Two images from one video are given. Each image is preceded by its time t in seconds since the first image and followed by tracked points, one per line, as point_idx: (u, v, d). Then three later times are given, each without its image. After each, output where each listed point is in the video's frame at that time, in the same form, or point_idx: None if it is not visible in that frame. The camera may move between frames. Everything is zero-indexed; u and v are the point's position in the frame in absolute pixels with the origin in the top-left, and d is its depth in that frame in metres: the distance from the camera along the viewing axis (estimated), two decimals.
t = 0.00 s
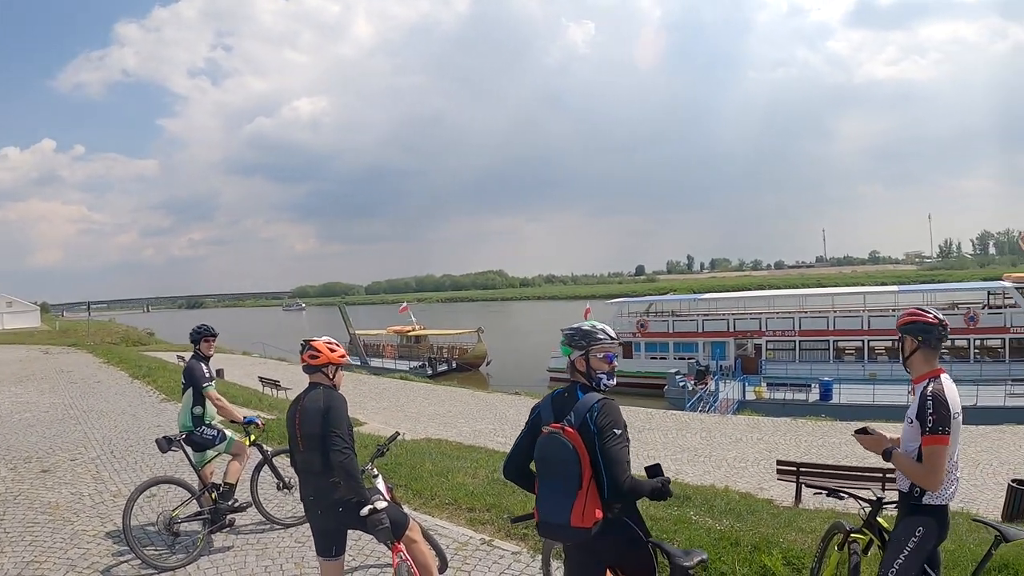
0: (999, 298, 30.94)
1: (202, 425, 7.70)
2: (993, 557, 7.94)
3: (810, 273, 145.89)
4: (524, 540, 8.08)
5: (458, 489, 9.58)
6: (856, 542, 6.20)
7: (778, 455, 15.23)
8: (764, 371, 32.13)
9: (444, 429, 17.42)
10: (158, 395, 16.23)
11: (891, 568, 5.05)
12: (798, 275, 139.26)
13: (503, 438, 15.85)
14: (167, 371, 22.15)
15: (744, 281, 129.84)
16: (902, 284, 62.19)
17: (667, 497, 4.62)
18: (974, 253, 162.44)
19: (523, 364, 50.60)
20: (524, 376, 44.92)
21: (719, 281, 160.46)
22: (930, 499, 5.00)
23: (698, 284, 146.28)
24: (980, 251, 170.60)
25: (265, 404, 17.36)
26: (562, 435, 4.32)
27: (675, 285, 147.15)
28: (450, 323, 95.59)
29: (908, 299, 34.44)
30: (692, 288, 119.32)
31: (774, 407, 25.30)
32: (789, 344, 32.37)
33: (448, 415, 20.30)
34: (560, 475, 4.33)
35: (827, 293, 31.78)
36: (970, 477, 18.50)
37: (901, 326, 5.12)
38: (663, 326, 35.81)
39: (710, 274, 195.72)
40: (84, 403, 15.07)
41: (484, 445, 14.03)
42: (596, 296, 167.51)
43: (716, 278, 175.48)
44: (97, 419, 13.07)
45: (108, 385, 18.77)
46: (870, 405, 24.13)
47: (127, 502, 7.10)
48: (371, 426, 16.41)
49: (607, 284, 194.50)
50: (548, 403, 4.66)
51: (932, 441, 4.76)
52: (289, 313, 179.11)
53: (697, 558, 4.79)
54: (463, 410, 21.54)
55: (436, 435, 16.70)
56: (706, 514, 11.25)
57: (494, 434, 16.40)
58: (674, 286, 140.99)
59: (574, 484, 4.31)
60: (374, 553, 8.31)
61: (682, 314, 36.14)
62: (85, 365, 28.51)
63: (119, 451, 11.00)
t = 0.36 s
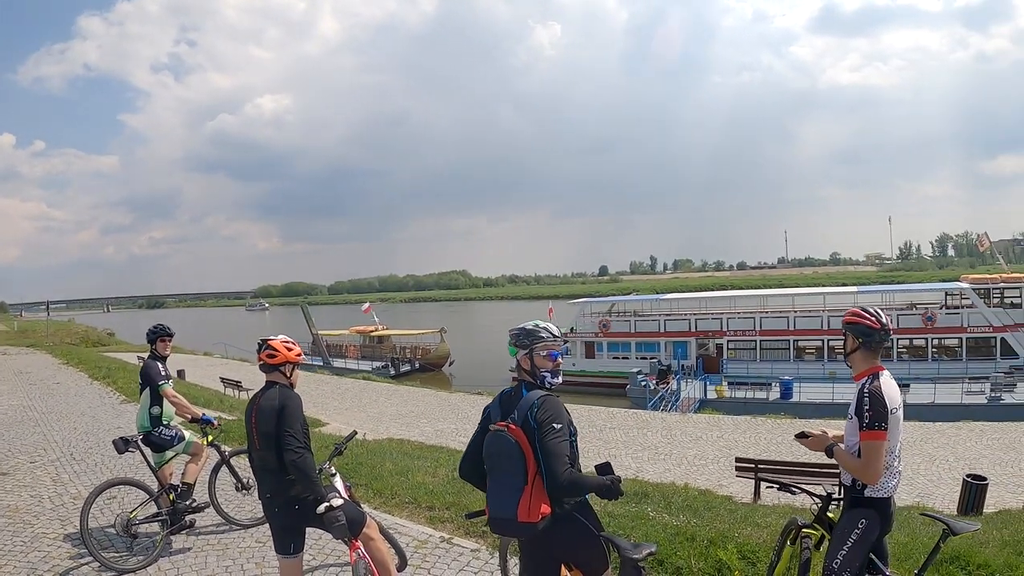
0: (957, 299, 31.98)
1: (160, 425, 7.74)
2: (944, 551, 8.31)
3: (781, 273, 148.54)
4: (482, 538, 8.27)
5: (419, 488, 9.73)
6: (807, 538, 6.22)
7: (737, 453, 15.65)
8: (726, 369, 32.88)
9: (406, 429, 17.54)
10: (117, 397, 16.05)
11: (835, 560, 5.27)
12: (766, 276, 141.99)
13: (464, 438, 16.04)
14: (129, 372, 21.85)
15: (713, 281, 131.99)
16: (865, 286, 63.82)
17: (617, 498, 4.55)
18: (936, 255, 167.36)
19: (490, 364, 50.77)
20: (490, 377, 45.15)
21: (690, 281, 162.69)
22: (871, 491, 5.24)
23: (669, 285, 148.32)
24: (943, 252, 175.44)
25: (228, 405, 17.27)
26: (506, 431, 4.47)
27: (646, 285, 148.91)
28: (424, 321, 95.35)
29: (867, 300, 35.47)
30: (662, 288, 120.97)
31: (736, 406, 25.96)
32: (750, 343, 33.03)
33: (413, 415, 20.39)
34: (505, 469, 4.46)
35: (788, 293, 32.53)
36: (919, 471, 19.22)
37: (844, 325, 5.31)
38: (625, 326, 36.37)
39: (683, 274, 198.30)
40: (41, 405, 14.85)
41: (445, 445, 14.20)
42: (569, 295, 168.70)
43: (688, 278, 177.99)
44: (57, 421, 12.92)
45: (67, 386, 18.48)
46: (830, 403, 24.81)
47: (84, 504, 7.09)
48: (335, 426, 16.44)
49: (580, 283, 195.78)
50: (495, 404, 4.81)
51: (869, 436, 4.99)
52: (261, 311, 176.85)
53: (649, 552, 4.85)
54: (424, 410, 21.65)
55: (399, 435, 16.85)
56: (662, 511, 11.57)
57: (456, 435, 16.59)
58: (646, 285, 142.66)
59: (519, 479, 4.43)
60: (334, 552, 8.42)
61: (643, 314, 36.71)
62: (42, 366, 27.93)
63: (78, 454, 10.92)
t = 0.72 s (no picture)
0: (958, 298, 31.94)
1: (162, 427, 7.74)
2: (945, 552, 8.28)
3: (781, 272, 148.46)
4: (483, 539, 8.28)
5: (420, 489, 9.74)
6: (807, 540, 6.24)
7: (738, 453, 15.65)
8: (727, 369, 32.92)
9: (408, 430, 17.58)
10: (119, 398, 16.09)
11: (835, 564, 5.27)
12: (767, 275, 142.01)
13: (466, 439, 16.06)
14: (129, 373, 21.84)
15: (714, 281, 131.97)
16: (866, 286, 63.75)
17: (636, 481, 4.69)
18: (937, 255, 167.35)
19: (491, 364, 50.83)
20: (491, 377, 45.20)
21: (691, 281, 162.71)
22: (872, 495, 5.24)
23: (670, 285, 148.34)
24: (944, 251, 175.30)
25: (229, 405, 17.29)
26: (502, 438, 4.43)
27: (647, 284, 148.96)
28: (424, 322, 95.31)
29: (867, 299, 35.47)
30: (663, 288, 121.02)
31: (737, 406, 25.99)
32: (751, 343, 33.04)
33: (413, 415, 20.41)
34: (502, 475, 4.43)
35: (788, 293, 32.55)
36: (919, 471, 19.22)
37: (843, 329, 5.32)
38: (626, 326, 36.41)
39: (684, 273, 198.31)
40: (44, 406, 14.90)
41: (446, 446, 14.22)
42: (570, 295, 168.74)
43: (689, 278, 178.01)
44: (59, 422, 12.94)
45: (69, 388, 18.52)
46: (831, 402, 24.79)
47: (88, 505, 7.10)
48: (336, 428, 16.46)
49: (581, 283, 195.78)
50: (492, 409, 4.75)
51: (868, 441, 4.99)
52: (262, 312, 176.98)
53: (647, 553, 4.83)
54: (426, 411, 21.71)
55: (400, 436, 16.89)
56: (662, 511, 11.59)
57: (457, 436, 16.61)
58: (646, 285, 142.74)
59: (517, 485, 4.40)
60: (336, 553, 8.43)
61: (644, 315, 36.75)
62: (44, 368, 28.00)
63: (80, 455, 10.94)
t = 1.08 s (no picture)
0: (965, 297, 31.73)
1: (167, 425, 7.74)
2: (953, 552, 8.20)
3: (786, 272, 147.99)
4: (489, 539, 8.24)
5: (426, 488, 9.72)
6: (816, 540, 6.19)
7: (745, 453, 15.58)
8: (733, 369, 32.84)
9: (414, 429, 17.59)
10: (126, 398, 16.13)
11: (847, 566, 5.21)
12: (772, 275, 141.70)
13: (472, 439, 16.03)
14: (136, 372, 21.92)
15: (719, 281, 131.76)
16: (873, 284, 63.27)
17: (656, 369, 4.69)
18: (943, 255, 166.74)
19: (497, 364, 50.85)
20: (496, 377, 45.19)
21: (696, 280, 162.47)
22: (883, 496, 5.19)
23: (675, 285, 148.11)
24: (950, 249, 174.35)
25: (235, 405, 17.33)
26: (512, 440, 4.36)
27: (652, 284, 148.79)
28: (429, 321, 95.38)
29: (874, 298, 35.31)
30: (668, 288, 120.92)
31: (743, 405, 25.90)
32: (757, 342, 32.92)
33: (419, 415, 20.41)
34: (515, 477, 4.35)
35: (795, 292, 32.44)
36: (928, 471, 19.10)
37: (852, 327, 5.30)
38: (632, 325, 36.38)
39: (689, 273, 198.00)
40: (52, 406, 14.95)
41: (453, 446, 14.19)
42: (575, 295, 168.68)
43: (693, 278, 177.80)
44: (65, 422, 12.96)
45: (77, 388, 18.59)
46: (837, 402, 24.66)
47: (94, 504, 7.12)
48: (342, 427, 16.46)
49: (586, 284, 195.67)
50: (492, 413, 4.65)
51: (879, 442, 4.95)
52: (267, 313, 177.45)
53: (653, 553, 4.79)
54: (432, 410, 21.71)
55: (406, 435, 16.88)
56: (669, 511, 11.53)
57: (463, 435, 16.59)
58: (651, 285, 142.56)
59: (530, 485, 4.34)
60: (342, 552, 8.41)
61: (650, 314, 36.71)
62: (51, 367, 28.10)
63: (86, 455, 10.95)
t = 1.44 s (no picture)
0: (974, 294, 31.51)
1: (175, 423, 7.72)
2: (969, 549, 8.12)
3: (792, 269, 147.39)
4: (501, 537, 8.18)
5: (437, 486, 9.68)
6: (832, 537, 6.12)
7: (756, 450, 15.48)
8: (742, 367, 32.74)
9: (423, 427, 17.53)
10: (135, 397, 16.11)
11: (863, 563, 5.14)
12: (778, 273, 141.31)
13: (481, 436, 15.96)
14: (146, 370, 21.95)
15: (725, 280, 131.50)
16: (880, 281, 62.90)
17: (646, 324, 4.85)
18: (950, 252, 166.05)
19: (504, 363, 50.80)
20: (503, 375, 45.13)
21: (701, 278, 162.17)
22: (899, 493, 5.11)
23: (680, 283, 147.93)
24: (957, 246, 173.40)
25: (244, 404, 17.31)
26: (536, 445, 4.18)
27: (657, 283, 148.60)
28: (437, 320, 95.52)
29: (882, 295, 35.11)
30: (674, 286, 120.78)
31: (752, 403, 25.77)
32: (766, 340, 32.77)
33: (428, 412, 20.38)
34: (538, 482, 4.17)
35: (803, 290, 32.30)
36: (940, 469, 18.95)
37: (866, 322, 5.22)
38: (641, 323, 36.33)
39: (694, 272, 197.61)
40: (61, 405, 14.94)
41: (462, 443, 14.13)
42: (580, 294, 168.55)
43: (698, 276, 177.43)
44: (74, 421, 12.97)
45: (86, 386, 18.59)
46: (847, 399, 24.50)
47: (104, 503, 7.09)
48: (351, 425, 16.45)
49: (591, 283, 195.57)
50: (505, 415, 4.43)
51: (893, 437, 4.87)
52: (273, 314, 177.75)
53: (669, 551, 4.75)
54: (440, 408, 21.64)
55: (415, 433, 16.83)
56: (681, 509, 11.45)
57: (472, 434, 16.51)
58: (656, 283, 142.31)
59: (554, 488, 4.18)
60: (353, 551, 8.37)
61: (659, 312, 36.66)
62: (59, 367, 28.11)
63: (95, 454, 10.93)
